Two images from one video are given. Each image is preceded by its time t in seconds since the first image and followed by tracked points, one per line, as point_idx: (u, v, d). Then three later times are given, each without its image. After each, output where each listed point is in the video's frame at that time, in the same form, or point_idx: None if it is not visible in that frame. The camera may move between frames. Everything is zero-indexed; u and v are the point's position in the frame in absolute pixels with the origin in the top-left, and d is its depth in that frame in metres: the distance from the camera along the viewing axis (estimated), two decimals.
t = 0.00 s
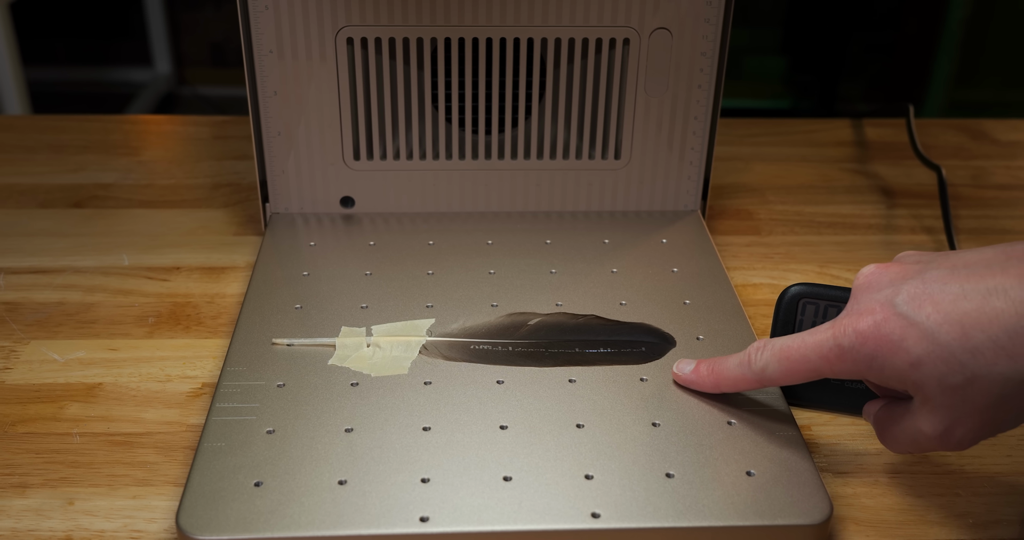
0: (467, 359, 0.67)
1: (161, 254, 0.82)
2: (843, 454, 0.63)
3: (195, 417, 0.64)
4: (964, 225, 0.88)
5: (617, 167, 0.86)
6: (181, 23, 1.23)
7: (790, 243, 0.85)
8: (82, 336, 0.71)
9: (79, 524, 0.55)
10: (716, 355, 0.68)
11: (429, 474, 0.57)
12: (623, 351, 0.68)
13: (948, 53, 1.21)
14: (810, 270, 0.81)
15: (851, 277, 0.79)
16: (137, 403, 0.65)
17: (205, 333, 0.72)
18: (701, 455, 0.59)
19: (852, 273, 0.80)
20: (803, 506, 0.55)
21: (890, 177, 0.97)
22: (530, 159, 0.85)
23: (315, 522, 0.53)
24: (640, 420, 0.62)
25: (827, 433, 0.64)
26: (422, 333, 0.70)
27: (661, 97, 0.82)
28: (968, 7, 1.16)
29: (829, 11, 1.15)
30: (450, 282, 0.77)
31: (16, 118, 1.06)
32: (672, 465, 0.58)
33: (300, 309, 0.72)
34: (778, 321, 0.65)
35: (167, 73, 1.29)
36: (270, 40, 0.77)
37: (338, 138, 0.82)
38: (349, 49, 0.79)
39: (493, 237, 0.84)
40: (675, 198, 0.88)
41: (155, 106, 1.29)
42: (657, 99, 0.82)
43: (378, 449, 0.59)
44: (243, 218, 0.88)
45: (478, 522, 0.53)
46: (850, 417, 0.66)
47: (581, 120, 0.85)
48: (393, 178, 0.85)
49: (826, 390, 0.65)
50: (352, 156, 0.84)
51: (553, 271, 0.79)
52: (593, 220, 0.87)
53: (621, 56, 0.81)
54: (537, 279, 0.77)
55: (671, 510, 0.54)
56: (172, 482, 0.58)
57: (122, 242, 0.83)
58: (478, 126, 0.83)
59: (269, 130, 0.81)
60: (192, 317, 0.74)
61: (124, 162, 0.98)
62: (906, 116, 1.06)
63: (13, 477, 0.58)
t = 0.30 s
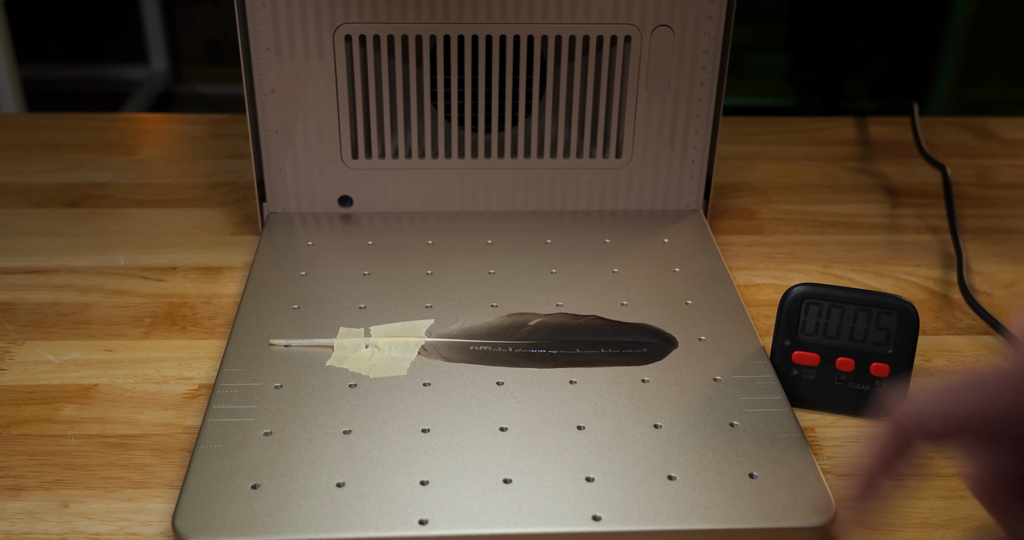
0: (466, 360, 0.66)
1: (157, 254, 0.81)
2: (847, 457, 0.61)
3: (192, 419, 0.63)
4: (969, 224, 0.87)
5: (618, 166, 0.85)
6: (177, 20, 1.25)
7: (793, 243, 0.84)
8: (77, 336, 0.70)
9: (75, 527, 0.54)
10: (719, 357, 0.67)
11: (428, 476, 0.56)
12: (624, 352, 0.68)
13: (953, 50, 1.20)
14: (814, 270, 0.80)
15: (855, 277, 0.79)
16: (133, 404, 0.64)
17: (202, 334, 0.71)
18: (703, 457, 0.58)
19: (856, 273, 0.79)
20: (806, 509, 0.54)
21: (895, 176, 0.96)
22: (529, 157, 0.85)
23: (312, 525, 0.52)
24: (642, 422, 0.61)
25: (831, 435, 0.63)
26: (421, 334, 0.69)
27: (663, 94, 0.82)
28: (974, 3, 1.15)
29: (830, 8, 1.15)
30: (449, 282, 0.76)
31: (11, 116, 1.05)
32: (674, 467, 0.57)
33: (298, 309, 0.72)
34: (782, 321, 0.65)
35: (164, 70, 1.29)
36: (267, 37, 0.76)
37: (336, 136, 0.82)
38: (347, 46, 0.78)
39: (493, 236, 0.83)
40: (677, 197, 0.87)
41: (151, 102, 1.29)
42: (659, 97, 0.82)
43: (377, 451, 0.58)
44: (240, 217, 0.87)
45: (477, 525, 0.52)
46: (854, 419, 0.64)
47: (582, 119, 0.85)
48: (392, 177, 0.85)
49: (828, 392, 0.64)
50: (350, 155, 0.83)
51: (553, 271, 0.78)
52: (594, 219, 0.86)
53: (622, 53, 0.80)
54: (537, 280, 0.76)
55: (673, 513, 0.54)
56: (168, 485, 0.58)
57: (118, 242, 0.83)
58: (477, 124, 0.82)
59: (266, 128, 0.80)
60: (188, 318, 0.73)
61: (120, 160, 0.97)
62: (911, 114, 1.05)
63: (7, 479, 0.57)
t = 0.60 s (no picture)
0: (464, 362, 0.65)
1: (153, 254, 0.80)
2: (851, 458, 0.60)
3: (188, 420, 0.62)
4: (974, 224, 0.86)
5: (620, 165, 0.84)
6: (174, 17, 1.13)
7: (796, 242, 0.84)
8: (72, 337, 0.69)
9: (69, 530, 0.53)
10: (721, 358, 0.67)
11: (428, 478, 0.55)
12: (625, 353, 0.67)
13: (957, 47, 1.19)
14: (817, 270, 0.79)
15: (859, 277, 0.78)
16: (129, 406, 0.63)
17: (198, 334, 0.70)
18: (705, 459, 0.57)
19: (860, 273, 0.79)
20: (809, 512, 0.54)
21: (899, 175, 0.96)
22: (529, 156, 0.84)
23: (310, 528, 0.51)
24: (643, 423, 0.60)
25: (834, 437, 0.62)
26: (421, 334, 0.68)
27: (665, 92, 0.81)
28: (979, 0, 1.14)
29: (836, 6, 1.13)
30: (448, 282, 0.75)
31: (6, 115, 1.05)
32: (676, 469, 0.56)
33: (295, 310, 0.71)
34: (785, 322, 0.64)
35: (161, 67, 1.17)
36: (264, 35, 0.76)
37: (334, 135, 0.81)
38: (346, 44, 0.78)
39: (493, 235, 0.82)
40: (679, 196, 0.86)
41: (146, 102, 1.20)
42: (660, 96, 0.81)
43: (375, 453, 0.57)
44: (237, 217, 0.87)
45: (476, 527, 0.52)
46: (857, 421, 0.64)
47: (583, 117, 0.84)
48: (390, 176, 0.84)
49: (832, 393, 0.64)
50: (348, 154, 0.82)
51: (553, 271, 0.77)
52: (596, 219, 0.85)
53: (623, 51, 0.79)
54: (537, 280, 0.76)
55: (675, 515, 0.53)
56: (164, 487, 0.57)
57: (114, 242, 0.82)
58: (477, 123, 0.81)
59: (263, 126, 0.80)
60: (185, 318, 0.72)
61: (115, 159, 0.96)
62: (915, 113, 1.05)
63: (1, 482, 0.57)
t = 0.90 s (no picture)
0: (464, 363, 0.65)
1: (149, 254, 0.80)
2: (854, 460, 0.60)
3: (184, 422, 0.62)
4: (979, 223, 0.85)
5: (621, 164, 0.84)
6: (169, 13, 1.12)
7: (799, 242, 0.83)
8: (67, 338, 0.69)
9: (64, 533, 0.53)
10: (723, 359, 0.66)
11: (427, 480, 0.54)
12: (626, 354, 0.66)
13: (962, 45, 1.17)
14: (821, 270, 0.78)
15: (863, 277, 0.77)
16: (124, 407, 0.62)
17: (195, 335, 0.70)
18: (707, 461, 0.57)
19: (863, 273, 0.78)
20: (813, 515, 0.53)
21: (903, 174, 0.95)
22: (529, 155, 0.83)
23: (307, 531, 0.51)
24: (644, 425, 0.59)
25: (838, 439, 0.61)
26: (420, 335, 0.67)
27: (666, 90, 0.80)
28: None
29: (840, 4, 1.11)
30: (448, 282, 0.74)
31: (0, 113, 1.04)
32: (677, 471, 0.56)
33: (293, 310, 0.70)
34: (788, 323, 0.63)
35: (157, 65, 1.16)
36: (261, 32, 0.75)
37: (332, 133, 0.80)
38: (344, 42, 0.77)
39: (493, 235, 0.81)
40: (681, 195, 0.85)
41: (142, 100, 1.18)
42: (662, 94, 0.80)
43: (373, 455, 0.56)
44: (234, 216, 0.86)
45: (476, 530, 0.51)
46: (861, 422, 0.63)
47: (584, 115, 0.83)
48: (389, 175, 0.83)
49: (835, 394, 0.63)
50: (346, 153, 0.82)
51: (554, 271, 0.76)
52: (597, 218, 0.84)
53: (625, 49, 0.78)
54: (537, 280, 0.75)
55: (676, 518, 0.52)
56: (160, 490, 0.56)
57: (109, 242, 0.81)
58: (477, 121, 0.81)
59: (260, 125, 0.79)
60: (181, 319, 0.71)
61: (111, 158, 0.95)
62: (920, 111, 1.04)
63: None
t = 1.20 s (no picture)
0: (464, 364, 0.64)
1: (145, 253, 0.79)
2: (858, 463, 0.59)
3: (181, 424, 0.61)
4: (984, 223, 0.85)
5: (622, 163, 0.83)
6: (166, 10, 1.11)
7: (803, 242, 0.82)
8: (62, 339, 0.68)
9: (59, 536, 0.52)
10: (725, 360, 0.65)
11: (426, 483, 0.54)
12: (628, 355, 0.65)
13: (968, 42, 1.16)
14: (824, 270, 0.78)
15: (867, 277, 0.76)
16: (120, 409, 0.62)
17: (191, 336, 0.69)
18: (709, 464, 0.56)
19: (867, 273, 0.77)
20: (816, 518, 0.52)
21: (908, 173, 0.94)
22: (529, 154, 0.82)
23: (305, 535, 0.50)
24: (646, 427, 0.59)
25: (842, 441, 0.61)
26: (419, 336, 0.67)
27: (668, 88, 0.80)
28: None
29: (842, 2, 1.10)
30: (447, 282, 0.74)
31: None
32: (679, 474, 0.55)
33: (290, 311, 0.70)
34: (791, 323, 0.62)
35: (153, 63, 1.15)
36: (258, 30, 0.75)
37: (330, 132, 0.79)
38: (342, 39, 0.76)
39: (493, 235, 0.81)
40: (683, 194, 0.85)
41: (138, 98, 1.17)
42: (664, 92, 0.80)
43: (372, 457, 0.56)
44: (231, 216, 0.85)
45: (475, 533, 0.50)
46: (865, 424, 0.62)
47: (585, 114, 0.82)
48: (387, 174, 0.82)
49: (839, 396, 0.62)
50: (345, 152, 0.81)
51: (554, 271, 0.76)
52: (598, 218, 0.84)
53: (626, 46, 0.78)
54: (538, 280, 0.74)
55: (678, 521, 0.52)
56: (157, 492, 0.55)
57: (105, 242, 0.80)
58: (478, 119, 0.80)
59: (258, 123, 0.78)
60: (178, 319, 0.71)
61: (106, 157, 0.95)
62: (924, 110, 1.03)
63: None
